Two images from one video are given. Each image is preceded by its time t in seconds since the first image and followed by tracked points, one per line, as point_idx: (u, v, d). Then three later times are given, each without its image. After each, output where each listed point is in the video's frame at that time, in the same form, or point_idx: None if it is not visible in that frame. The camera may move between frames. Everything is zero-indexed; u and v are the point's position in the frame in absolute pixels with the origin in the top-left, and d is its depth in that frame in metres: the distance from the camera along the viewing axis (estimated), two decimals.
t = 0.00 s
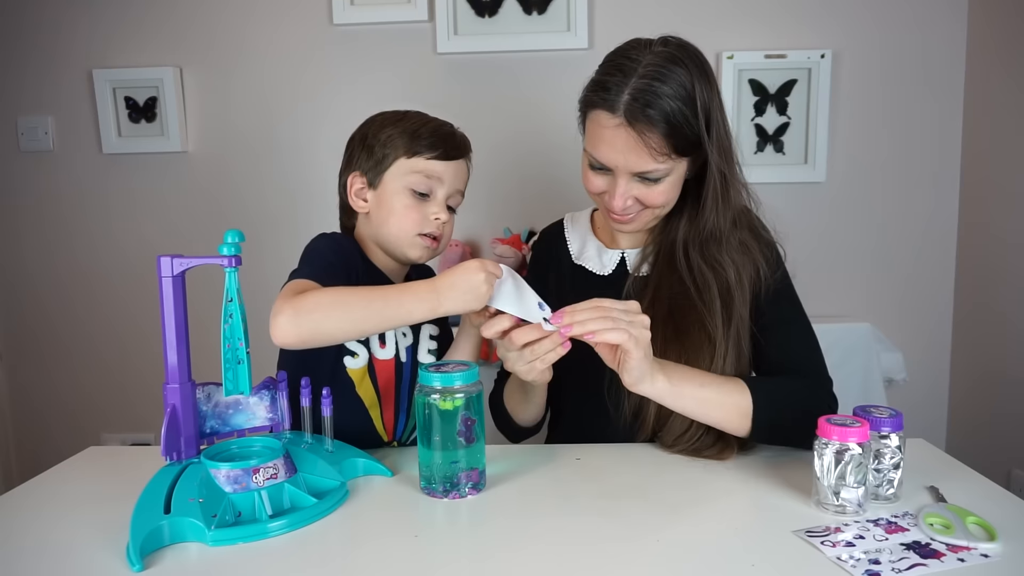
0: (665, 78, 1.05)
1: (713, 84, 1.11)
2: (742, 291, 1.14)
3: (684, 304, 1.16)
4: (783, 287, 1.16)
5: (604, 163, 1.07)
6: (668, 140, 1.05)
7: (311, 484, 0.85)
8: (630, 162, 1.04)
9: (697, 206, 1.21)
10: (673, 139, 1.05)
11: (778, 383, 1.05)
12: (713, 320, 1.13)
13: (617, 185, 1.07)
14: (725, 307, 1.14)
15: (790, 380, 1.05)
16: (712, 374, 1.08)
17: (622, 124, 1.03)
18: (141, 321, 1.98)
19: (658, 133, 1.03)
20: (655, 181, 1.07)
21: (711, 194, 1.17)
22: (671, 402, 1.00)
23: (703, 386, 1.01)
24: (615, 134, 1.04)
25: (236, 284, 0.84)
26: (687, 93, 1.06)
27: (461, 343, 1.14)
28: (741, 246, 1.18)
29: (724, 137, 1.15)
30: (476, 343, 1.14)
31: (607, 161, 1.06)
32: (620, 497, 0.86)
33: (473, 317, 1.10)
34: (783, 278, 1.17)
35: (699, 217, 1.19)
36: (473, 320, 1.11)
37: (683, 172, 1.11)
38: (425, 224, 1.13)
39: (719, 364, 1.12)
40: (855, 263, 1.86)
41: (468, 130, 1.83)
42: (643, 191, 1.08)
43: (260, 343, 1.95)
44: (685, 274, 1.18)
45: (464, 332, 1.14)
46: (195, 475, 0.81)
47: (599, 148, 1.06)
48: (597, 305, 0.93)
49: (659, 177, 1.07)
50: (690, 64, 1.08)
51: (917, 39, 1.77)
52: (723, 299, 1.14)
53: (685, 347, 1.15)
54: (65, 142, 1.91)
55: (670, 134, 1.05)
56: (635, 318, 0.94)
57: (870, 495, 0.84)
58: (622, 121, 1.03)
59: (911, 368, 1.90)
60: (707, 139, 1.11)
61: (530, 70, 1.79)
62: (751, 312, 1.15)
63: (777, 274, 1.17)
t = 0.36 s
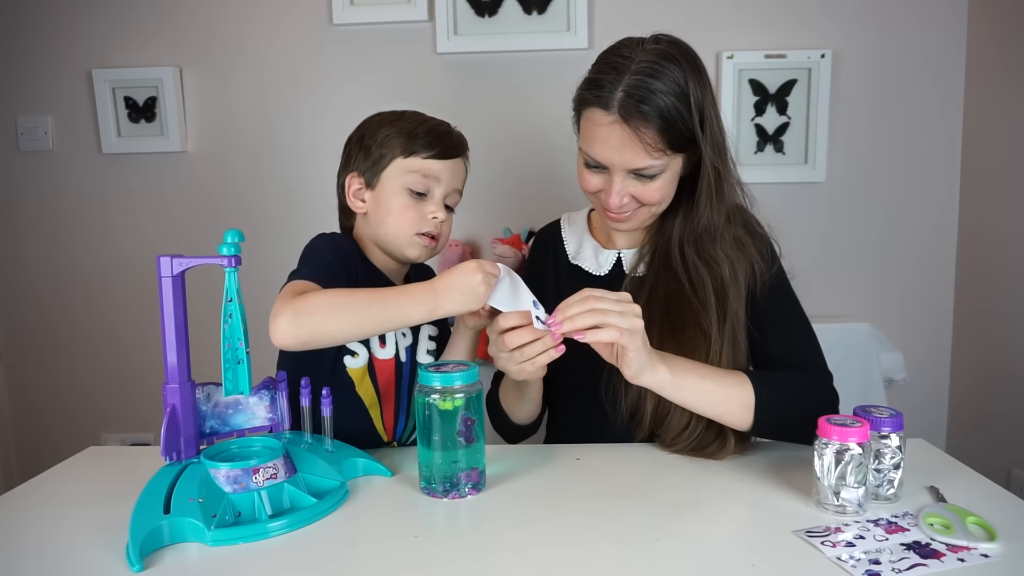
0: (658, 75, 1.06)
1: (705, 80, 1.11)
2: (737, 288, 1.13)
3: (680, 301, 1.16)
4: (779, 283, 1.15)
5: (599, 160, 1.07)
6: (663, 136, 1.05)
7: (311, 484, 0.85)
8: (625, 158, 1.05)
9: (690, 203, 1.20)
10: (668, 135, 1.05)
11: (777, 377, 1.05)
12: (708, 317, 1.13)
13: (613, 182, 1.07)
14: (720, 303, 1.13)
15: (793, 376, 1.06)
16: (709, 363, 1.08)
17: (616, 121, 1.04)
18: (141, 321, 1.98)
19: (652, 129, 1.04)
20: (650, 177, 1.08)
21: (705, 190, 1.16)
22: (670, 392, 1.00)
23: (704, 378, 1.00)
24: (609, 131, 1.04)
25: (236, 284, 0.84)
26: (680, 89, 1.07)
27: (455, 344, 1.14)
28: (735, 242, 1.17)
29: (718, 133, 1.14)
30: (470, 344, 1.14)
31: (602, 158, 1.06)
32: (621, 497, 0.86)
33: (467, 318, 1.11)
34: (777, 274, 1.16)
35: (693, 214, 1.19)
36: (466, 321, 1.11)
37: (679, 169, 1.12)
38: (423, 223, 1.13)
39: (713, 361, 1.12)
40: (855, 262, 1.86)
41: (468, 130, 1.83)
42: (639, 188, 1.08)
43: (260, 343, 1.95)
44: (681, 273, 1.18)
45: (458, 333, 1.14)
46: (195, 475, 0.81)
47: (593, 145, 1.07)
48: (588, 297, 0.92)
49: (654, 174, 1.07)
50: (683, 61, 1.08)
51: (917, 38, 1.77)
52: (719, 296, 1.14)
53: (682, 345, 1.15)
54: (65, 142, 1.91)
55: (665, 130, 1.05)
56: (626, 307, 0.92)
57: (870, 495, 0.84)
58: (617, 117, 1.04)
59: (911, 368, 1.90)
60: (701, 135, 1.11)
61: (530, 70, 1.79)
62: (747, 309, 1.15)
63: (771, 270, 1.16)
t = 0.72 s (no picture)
0: (648, 73, 1.06)
1: (695, 79, 1.11)
2: (731, 286, 1.14)
3: (676, 301, 1.16)
4: (774, 276, 1.16)
5: (591, 159, 1.08)
6: (653, 134, 1.05)
7: (311, 484, 0.85)
8: (616, 157, 1.05)
9: (683, 202, 1.20)
10: (658, 134, 1.06)
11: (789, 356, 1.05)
12: (703, 317, 1.13)
13: (605, 181, 1.08)
14: (716, 302, 1.14)
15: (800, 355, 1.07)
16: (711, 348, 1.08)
17: (606, 120, 1.05)
18: (141, 321, 1.98)
19: (643, 127, 1.04)
20: (642, 176, 1.08)
21: (697, 188, 1.16)
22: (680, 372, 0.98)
23: (710, 358, 0.99)
24: (600, 130, 1.05)
25: (236, 284, 0.84)
26: (670, 88, 1.07)
27: (451, 345, 1.14)
28: (728, 240, 1.18)
29: (709, 131, 1.14)
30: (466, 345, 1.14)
31: (593, 158, 1.07)
32: (622, 497, 0.86)
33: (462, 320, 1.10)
34: (770, 269, 1.17)
35: (685, 212, 1.19)
36: (462, 323, 1.11)
37: (671, 168, 1.12)
38: (427, 225, 1.13)
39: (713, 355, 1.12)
40: (855, 262, 1.86)
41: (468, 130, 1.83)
42: (630, 187, 1.08)
43: (260, 343, 1.95)
44: (676, 273, 1.17)
45: (454, 335, 1.14)
46: (195, 475, 0.81)
47: (584, 144, 1.07)
48: (574, 290, 0.93)
49: (646, 172, 1.08)
50: (672, 60, 1.09)
51: (918, 38, 1.77)
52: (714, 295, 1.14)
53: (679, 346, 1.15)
54: (65, 142, 1.91)
55: (655, 128, 1.05)
56: (613, 294, 0.94)
57: (870, 495, 0.84)
58: (606, 116, 1.05)
59: (911, 368, 1.90)
60: (692, 134, 1.12)
61: (530, 70, 1.79)
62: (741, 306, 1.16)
63: (764, 266, 1.17)
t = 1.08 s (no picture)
0: (637, 74, 1.06)
1: (684, 78, 1.12)
2: (725, 284, 1.15)
3: (673, 301, 1.17)
4: (770, 269, 1.15)
5: (583, 161, 1.08)
6: (643, 135, 1.06)
7: (311, 484, 0.85)
8: (607, 158, 1.05)
9: (674, 202, 1.20)
10: (648, 134, 1.06)
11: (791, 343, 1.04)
12: (699, 316, 1.14)
13: (597, 182, 1.08)
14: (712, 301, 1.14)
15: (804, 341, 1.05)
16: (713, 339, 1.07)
17: (596, 121, 1.05)
18: (141, 321, 1.98)
19: (632, 128, 1.05)
20: (633, 176, 1.08)
21: (689, 187, 1.16)
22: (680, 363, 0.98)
23: (710, 347, 0.99)
24: (590, 132, 1.05)
25: (236, 284, 0.84)
26: (659, 89, 1.08)
27: (452, 346, 1.14)
28: (721, 238, 1.18)
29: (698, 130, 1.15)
30: (467, 346, 1.14)
31: (585, 159, 1.07)
32: (622, 497, 0.86)
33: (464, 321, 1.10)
34: (765, 262, 1.16)
35: (677, 212, 1.19)
36: (463, 325, 1.11)
37: (663, 168, 1.12)
38: (434, 226, 1.13)
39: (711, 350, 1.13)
40: (855, 262, 1.86)
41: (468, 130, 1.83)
42: (622, 187, 1.09)
43: (260, 342, 1.95)
44: (671, 272, 1.18)
45: (455, 336, 1.14)
46: (195, 475, 0.81)
47: (576, 147, 1.08)
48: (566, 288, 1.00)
49: (637, 173, 1.08)
50: (661, 61, 1.09)
51: (918, 39, 1.77)
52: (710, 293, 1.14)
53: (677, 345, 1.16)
54: (65, 142, 1.91)
55: (645, 129, 1.06)
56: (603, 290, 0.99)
57: (870, 495, 0.84)
58: (596, 118, 1.05)
59: (911, 368, 1.90)
60: (682, 134, 1.12)
61: (530, 70, 1.79)
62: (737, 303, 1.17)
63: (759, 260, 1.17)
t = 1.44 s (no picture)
0: (631, 73, 1.06)
1: (678, 77, 1.12)
2: (721, 282, 1.15)
3: (670, 300, 1.17)
4: (767, 270, 1.15)
5: (578, 160, 1.08)
6: (637, 132, 1.06)
7: (311, 484, 0.85)
8: (602, 156, 1.05)
9: (671, 201, 1.20)
10: (643, 132, 1.06)
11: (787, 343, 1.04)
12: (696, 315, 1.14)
13: (593, 180, 1.08)
14: (708, 299, 1.14)
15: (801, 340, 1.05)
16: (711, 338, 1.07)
17: (590, 119, 1.05)
18: (141, 321, 1.98)
19: (627, 127, 1.05)
20: (630, 175, 1.08)
21: (684, 184, 1.16)
22: (671, 361, 0.99)
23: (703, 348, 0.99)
24: (584, 130, 1.06)
25: (236, 284, 0.84)
26: (654, 88, 1.08)
27: (452, 346, 1.14)
28: (717, 237, 1.18)
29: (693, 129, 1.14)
30: (467, 346, 1.14)
31: (580, 158, 1.07)
32: (622, 497, 0.86)
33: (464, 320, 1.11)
34: (761, 261, 1.16)
35: (673, 210, 1.19)
36: (463, 323, 1.12)
37: (659, 167, 1.12)
38: (441, 230, 1.14)
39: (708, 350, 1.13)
40: (855, 262, 1.86)
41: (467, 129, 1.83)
42: (618, 186, 1.09)
43: (260, 342, 1.95)
44: (668, 271, 1.18)
45: (455, 336, 1.14)
46: (194, 475, 0.81)
47: (572, 145, 1.08)
48: (562, 288, 0.98)
49: (632, 171, 1.08)
50: (655, 60, 1.09)
51: (918, 39, 1.77)
52: (705, 291, 1.15)
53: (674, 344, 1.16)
54: (65, 142, 1.91)
55: (640, 126, 1.05)
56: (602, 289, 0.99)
57: (870, 495, 0.84)
58: (590, 116, 1.05)
59: (911, 368, 1.90)
60: (676, 132, 1.12)
61: (530, 70, 1.79)
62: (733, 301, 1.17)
63: (755, 259, 1.17)
